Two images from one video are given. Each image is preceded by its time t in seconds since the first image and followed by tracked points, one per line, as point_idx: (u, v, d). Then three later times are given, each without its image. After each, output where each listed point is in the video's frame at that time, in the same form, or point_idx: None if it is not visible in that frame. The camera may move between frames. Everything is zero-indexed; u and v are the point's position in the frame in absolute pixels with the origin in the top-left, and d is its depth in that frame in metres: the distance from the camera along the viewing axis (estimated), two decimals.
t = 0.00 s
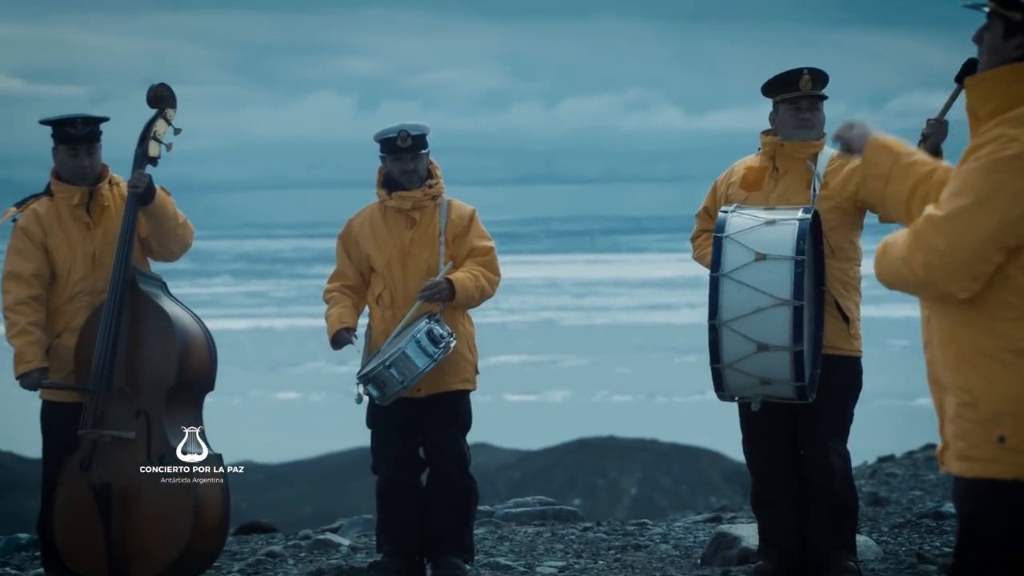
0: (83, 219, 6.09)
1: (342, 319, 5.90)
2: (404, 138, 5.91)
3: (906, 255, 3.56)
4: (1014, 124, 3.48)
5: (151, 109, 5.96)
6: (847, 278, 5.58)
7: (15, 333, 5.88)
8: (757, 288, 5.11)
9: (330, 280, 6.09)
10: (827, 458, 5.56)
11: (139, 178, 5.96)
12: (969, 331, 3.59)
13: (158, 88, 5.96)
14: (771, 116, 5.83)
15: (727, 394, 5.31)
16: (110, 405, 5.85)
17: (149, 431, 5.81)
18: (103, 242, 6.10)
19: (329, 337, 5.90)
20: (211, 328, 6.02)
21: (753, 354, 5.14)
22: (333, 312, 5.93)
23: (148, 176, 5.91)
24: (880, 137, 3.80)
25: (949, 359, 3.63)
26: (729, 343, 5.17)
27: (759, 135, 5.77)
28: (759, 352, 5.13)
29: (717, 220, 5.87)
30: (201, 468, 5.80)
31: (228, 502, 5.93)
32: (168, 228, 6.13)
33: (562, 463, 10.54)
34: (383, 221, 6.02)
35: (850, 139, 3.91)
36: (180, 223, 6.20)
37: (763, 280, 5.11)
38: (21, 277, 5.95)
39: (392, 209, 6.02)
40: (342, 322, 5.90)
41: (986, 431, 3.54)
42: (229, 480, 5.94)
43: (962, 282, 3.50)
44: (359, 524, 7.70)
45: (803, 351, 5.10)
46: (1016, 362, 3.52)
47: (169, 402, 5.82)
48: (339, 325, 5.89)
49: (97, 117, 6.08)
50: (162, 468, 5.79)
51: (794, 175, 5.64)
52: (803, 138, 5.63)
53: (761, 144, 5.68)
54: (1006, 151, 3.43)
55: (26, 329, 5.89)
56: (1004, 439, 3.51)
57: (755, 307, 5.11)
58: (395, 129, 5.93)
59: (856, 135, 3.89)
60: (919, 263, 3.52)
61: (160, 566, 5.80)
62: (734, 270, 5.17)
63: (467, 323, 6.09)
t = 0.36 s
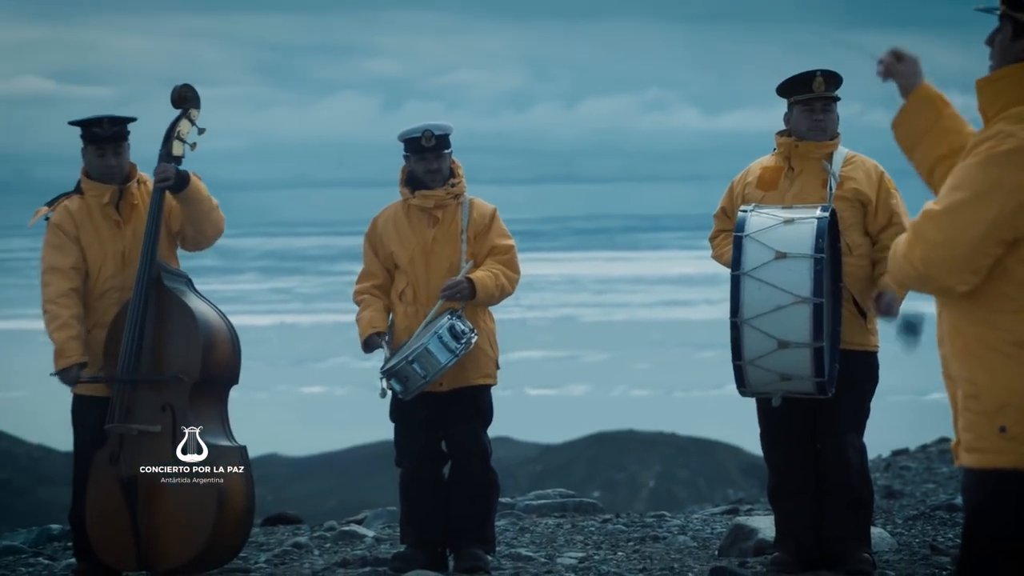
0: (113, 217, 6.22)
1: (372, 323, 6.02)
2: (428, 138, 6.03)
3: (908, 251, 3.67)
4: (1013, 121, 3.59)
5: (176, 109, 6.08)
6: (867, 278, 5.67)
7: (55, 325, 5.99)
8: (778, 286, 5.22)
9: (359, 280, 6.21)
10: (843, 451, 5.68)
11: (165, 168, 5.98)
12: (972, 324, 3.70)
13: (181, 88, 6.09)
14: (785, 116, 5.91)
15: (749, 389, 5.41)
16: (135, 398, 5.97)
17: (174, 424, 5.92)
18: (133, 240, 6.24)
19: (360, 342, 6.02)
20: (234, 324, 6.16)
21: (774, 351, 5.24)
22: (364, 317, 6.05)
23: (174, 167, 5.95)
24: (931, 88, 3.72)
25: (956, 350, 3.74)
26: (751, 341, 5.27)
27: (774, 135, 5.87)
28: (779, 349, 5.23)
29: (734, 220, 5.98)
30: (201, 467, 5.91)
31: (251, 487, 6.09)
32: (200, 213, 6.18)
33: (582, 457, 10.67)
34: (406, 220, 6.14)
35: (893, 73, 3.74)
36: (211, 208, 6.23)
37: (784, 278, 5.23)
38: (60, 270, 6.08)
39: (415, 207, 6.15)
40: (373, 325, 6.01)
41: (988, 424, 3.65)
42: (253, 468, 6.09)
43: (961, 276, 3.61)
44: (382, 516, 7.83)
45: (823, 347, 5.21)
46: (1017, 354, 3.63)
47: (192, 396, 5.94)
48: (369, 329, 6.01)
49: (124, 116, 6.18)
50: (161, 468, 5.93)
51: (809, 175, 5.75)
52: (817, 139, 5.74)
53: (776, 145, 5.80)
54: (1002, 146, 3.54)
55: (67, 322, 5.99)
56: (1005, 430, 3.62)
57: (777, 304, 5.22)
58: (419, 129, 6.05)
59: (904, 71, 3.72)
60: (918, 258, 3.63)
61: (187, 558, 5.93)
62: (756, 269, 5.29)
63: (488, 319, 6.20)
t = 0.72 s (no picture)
0: (142, 219, 6.36)
1: (388, 309, 6.15)
2: (447, 136, 6.14)
3: (925, 244, 3.74)
4: None
5: (204, 110, 6.23)
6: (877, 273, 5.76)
7: (103, 314, 6.17)
8: (789, 288, 5.34)
9: (377, 271, 6.35)
10: (856, 445, 5.79)
11: (192, 162, 6.15)
12: (992, 322, 3.80)
13: (209, 90, 6.23)
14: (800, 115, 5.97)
15: (759, 386, 5.53)
16: (165, 390, 6.11)
17: (202, 417, 6.06)
18: (162, 240, 6.39)
19: (376, 327, 6.16)
20: (261, 319, 6.28)
21: (783, 351, 5.36)
22: (379, 302, 6.19)
23: (201, 161, 6.11)
24: (899, 108, 3.93)
25: (972, 347, 3.83)
26: (761, 341, 5.40)
27: (789, 134, 5.97)
28: (789, 350, 5.35)
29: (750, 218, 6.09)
30: (201, 467, 6.07)
31: (278, 477, 6.20)
32: (226, 210, 6.31)
33: (601, 449, 10.79)
34: (428, 216, 6.27)
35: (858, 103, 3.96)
36: (238, 205, 6.38)
37: (795, 280, 5.35)
38: (98, 266, 6.26)
39: (436, 204, 6.27)
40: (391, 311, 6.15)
41: (1008, 419, 3.75)
42: (279, 461, 6.19)
43: (978, 271, 3.70)
44: (405, 507, 7.97)
45: (832, 348, 5.31)
46: None
47: (220, 389, 6.07)
48: (385, 316, 6.15)
49: (145, 136, 6.24)
50: (161, 468, 6.12)
51: (823, 174, 5.86)
52: (830, 139, 5.82)
53: (790, 143, 5.90)
54: None
55: (116, 311, 6.17)
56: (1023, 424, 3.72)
57: (787, 306, 5.33)
58: (438, 128, 6.16)
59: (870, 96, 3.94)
60: (938, 252, 3.70)
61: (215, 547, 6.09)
62: (767, 271, 5.40)
63: (507, 312, 6.30)
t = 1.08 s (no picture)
0: (164, 220, 6.50)
1: (417, 310, 6.28)
2: (471, 135, 6.25)
3: (942, 207, 3.66)
4: None
5: (231, 109, 6.37)
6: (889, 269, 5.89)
7: (103, 331, 6.37)
8: (804, 280, 5.45)
9: (402, 269, 6.47)
10: (870, 437, 5.92)
11: (219, 161, 6.31)
12: (1004, 320, 3.85)
13: (237, 89, 6.37)
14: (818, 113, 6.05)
15: (775, 377, 5.65)
16: (192, 384, 6.24)
17: (229, 411, 6.18)
18: (185, 239, 6.51)
19: (405, 328, 6.29)
20: (286, 314, 6.40)
21: (799, 343, 5.48)
22: (407, 302, 6.32)
23: (228, 161, 6.28)
24: (905, 94, 3.89)
25: (983, 344, 3.87)
26: (777, 333, 5.51)
27: (806, 131, 6.07)
28: (805, 341, 5.47)
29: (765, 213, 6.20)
30: (201, 467, 6.23)
31: (302, 468, 6.33)
32: (250, 210, 6.45)
33: (620, 441, 10.89)
34: (450, 213, 6.40)
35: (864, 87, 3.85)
36: (262, 206, 6.51)
37: (810, 273, 5.46)
38: (105, 278, 6.41)
39: (459, 202, 6.40)
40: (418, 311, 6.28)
41: (1021, 418, 3.82)
42: (303, 450, 6.32)
43: (980, 253, 3.71)
44: (428, 498, 8.11)
45: (847, 340, 5.43)
46: None
47: (246, 383, 6.19)
48: (414, 317, 6.28)
49: (161, 143, 6.37)
50: (162, 468, 6.33)
51: (838, 171, 5.97)
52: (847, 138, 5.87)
53: (807, 141, 6.01)
54: None
55: (113, 327, 6.37)
56: None
57: (803, 298, 5.45)
58: (462, 127, 6.27)
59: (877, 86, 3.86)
60: (960, 219, 3.65)
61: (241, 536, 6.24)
62: (782, 264, 5.52)
63: (529, 307, 6.44)
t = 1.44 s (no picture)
0: (188, 212, 6.64)
1: (435, 306, 6.41)
2: (489, 134, 6.38)
3: (952, 200, 3.74)
4: None
5: (247, 105, 6.49)
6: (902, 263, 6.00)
7: (117, 324, 6.64)
8: (818, 271, 5.56)
9: (422, 264, 6.60)
10: (882, 428, 6.04)
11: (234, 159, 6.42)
12: (1005, 316, 3.97)
13: (251, 86, 6.50)
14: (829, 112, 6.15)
15: (791, 368, 5.76)
16: (212, 377, 6.37)
17: (248, 403, 6.31)
18: (207, 232, 6.64)
19: (424, 322, 6.42)
20: (303, 307, 6.52)
21: (814, 332, 5.60)
22: (427, 297, 6.45)
23: (242, 158, 6.38)
24: (878, 109, 4.12)
25: (984, 339, 4.00)
26: (793, 323, 5.63)
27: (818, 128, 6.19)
28: (821, 330, 5.59)
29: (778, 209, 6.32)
30: (201, 467, 6.41)
31: (320, 459, 6.47)
32: (266, 205, 6.57)
33: (636, 432, 11.03)
34: (470, 209, 6.53)
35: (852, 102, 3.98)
36: (279, 201, 6.63)
37: (825, 264, 5.57)
38: (127, 270, 6.65)
39: (478, 198, 6.53)
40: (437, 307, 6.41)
41: (1022, 415, 3.94)
42: (322, 440, 6.45)
43: (981, 245, 3.80)
44: (448, 488, 8.26)
45: (861, 329, 5.56)
46: None
47: (264, 375, 6.31)
48: (433, 312, 6.41)
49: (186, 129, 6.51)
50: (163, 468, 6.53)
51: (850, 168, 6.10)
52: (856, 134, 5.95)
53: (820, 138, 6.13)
54: None
55: (124, 323, 6.63)
56: None
57: (817, 288, 5.56)
58: (481, 125, 6.39)
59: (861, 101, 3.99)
60: (968, 212, 3.73)
61: (263, 527, 6.38)
62: (797, 255, 5.63)
63: (546, 302, 6.56)
